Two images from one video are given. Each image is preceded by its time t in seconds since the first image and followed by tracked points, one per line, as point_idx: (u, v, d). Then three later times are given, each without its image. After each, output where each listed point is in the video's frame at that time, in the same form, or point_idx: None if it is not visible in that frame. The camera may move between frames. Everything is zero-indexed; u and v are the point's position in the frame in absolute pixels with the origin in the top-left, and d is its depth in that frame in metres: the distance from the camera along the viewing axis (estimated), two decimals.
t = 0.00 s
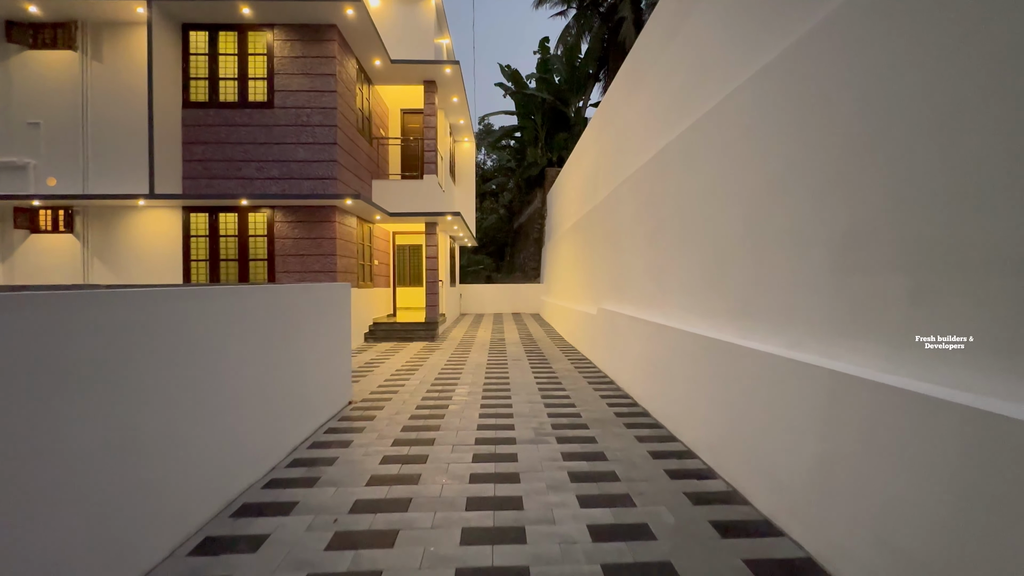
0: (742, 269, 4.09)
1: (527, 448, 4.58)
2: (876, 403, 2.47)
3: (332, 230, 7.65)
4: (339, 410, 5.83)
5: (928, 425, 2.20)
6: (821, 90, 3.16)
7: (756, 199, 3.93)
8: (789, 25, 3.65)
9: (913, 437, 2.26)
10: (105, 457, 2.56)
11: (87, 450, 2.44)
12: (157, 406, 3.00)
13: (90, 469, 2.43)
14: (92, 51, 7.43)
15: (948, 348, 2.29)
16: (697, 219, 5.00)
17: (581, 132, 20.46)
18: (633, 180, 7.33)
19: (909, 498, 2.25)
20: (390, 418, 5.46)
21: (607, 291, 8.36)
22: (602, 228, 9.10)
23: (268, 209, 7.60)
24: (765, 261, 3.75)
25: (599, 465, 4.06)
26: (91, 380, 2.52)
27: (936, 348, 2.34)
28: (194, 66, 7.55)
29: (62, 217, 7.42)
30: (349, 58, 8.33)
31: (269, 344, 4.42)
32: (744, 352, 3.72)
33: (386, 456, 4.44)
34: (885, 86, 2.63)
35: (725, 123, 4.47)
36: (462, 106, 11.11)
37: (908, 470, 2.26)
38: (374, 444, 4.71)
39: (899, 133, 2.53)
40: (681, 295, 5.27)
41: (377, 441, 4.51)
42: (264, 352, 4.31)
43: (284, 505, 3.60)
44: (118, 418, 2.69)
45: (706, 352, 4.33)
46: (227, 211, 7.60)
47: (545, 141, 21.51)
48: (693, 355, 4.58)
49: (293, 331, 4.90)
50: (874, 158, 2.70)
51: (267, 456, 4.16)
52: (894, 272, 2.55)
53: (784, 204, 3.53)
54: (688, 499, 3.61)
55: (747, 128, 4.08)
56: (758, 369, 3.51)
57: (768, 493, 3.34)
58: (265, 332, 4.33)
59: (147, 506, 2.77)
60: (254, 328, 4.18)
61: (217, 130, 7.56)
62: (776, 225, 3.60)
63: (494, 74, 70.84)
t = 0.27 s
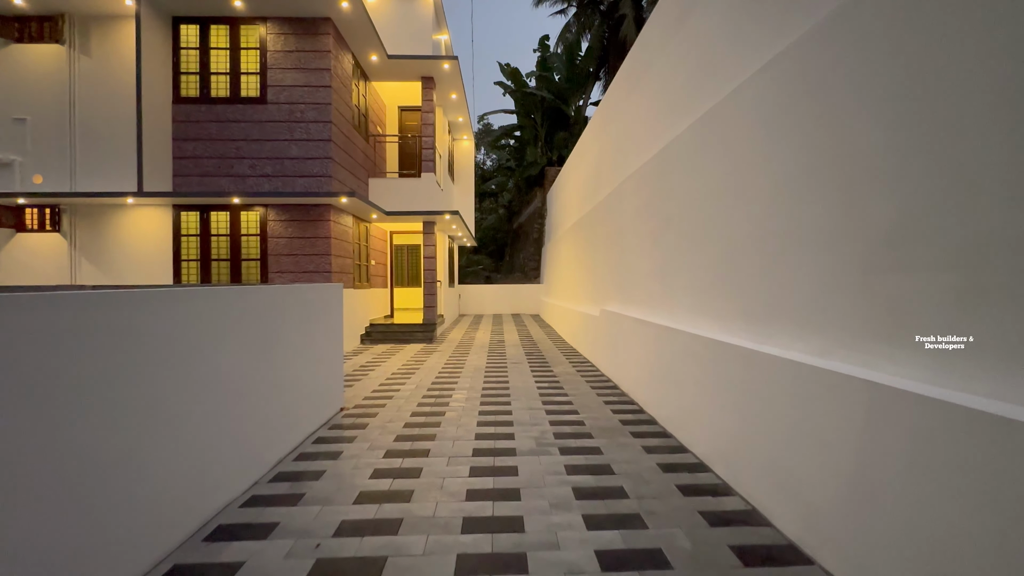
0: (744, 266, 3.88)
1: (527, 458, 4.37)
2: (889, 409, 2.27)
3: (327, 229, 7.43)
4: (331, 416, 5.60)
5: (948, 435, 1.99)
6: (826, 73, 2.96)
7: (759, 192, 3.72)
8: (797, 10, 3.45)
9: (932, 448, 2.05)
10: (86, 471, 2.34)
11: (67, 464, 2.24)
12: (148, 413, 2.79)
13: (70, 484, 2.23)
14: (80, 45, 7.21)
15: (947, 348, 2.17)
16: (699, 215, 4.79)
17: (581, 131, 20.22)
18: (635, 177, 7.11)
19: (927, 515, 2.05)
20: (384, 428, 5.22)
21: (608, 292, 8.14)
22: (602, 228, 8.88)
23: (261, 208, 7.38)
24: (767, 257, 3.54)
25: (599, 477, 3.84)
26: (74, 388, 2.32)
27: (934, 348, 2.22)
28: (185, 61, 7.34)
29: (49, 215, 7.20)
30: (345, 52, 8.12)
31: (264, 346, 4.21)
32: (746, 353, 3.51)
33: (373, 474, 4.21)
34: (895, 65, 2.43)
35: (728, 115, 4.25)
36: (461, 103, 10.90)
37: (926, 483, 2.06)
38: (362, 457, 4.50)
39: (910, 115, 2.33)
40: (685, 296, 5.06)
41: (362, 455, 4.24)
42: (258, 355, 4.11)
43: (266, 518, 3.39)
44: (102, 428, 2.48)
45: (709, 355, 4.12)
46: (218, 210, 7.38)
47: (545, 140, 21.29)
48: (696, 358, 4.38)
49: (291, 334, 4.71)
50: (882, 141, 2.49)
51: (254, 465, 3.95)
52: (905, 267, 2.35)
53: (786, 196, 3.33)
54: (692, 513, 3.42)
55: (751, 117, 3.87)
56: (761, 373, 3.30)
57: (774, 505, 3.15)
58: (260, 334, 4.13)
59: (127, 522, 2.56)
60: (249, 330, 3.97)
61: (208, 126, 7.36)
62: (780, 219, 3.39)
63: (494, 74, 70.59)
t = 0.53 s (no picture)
0: (761, 265, 3.62)
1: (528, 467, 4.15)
2: (940, 430, 2.04)
3: (321, 228, 7.20)
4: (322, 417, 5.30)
5: (1010, 456, 1.79)
6: (848, 57, 2.73)
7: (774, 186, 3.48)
8: None
9: (989, 470, 1.84)
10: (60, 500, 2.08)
11: (53, 478, 2.04)
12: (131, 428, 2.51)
13: (53, 501, 2.02)
14: (65, 37, 6.98)
15: (948, 348, 2.13)
16: (706, 211, 4.56)
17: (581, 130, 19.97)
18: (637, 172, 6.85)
19: (990, 546, 1.82)
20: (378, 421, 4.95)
21: (610, 293, 7.88)
22: (604, 226, 8.65)
23: (253, 205, 7.14)
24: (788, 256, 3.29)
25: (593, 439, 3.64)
26: (55, 398, 2.08)
27: (935, 348, 2.19)
28: (174, 54, 7.10)
29: (32, 213, 6.94)
30: (340, 46, 7.90)
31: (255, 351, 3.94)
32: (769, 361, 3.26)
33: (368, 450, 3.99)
34: (924, 47, 2.22)
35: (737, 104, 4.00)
36: (460, 99, 10.66)
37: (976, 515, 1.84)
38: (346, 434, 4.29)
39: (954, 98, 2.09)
40: (691, 297, 4.81)
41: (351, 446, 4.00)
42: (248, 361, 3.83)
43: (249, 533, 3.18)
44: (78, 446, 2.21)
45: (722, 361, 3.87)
46: (209, 208, 7.14)
47: (545, 138, 21.04)
48: (706, 362, 4.12)
49: (285, 331, 4.46)
50: (921, 128, 2.26)
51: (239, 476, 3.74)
52: (955, 266, 2.11)
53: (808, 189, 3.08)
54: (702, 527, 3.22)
55: (761, 107, 3.64)
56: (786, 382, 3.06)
57: (792, 520, 2.95)
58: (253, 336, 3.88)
59: (117, 541, 2.35)
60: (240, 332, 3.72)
61: (198, 121, 7.12)
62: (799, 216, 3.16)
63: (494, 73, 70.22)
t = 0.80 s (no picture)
0: (750, 259, 3.39)
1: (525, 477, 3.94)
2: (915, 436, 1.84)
3: (315, 227, 6.98)
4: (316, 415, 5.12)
5: (1005, 471, 1.55)
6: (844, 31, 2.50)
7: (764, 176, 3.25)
8: None
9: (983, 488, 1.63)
10: (37, 519, 1.88)
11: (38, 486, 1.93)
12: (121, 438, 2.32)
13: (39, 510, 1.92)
14: (51, 30, 6.74)
15: (948, 348, 1.86)
16: (701, 205, 4.34)
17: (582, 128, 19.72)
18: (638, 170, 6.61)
19: (977, 570, 1.61)
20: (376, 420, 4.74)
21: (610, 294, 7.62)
22: (605, 225, 8.43)
23: (244, 203, 6.93)
24: (774, 249, 3.06)
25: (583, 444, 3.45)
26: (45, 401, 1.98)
27: (934, 349, 1.92)
28: (163, 48, 6.88)
29: (16, 211, 6.72)
30: (335, 41, 7.68)
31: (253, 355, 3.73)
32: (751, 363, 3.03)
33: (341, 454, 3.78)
34: (923, 12, 2.00)
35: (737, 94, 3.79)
36: (458, 96, 10.44)
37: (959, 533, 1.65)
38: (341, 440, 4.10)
39: (945, 70, 1.88)
40: (686, 295, 4.57)
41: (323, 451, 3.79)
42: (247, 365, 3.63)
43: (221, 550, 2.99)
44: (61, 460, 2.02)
45: (709, 362, 3.62)
46: (199, 207, 6.93)
47: (545, 137, 20.81)
48: (695, 363, 3.88)
49: (284, 332, 4.24)
50: (912, 103, 2.03)
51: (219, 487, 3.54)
52: (943, 257, 1.88)
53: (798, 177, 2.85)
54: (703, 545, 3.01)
55: (759, 94, 3.43)
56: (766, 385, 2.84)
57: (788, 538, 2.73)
58: (250, 338, 3.68)
59: (105, 555, 2.20)
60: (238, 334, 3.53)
61: (188, 117, 6.91)
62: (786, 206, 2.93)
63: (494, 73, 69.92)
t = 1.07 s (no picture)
0: (754, 254, 3.16)
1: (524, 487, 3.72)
2: (933, 448, 1.62)
3: (309, 225, 6.76)
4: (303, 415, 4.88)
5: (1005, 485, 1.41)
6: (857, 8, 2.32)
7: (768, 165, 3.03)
8: None
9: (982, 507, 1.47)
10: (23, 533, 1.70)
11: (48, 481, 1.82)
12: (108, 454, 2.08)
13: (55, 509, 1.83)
14: (38, 22, 6.38)
15: (951, 349, 1.72)
16: (704, 199, 4.10)
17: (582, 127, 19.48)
18: (641, 166, 6.37)
19: None
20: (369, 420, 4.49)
21: (612, 294, 7.37)
22: (606, 224, 8.20)
23: (236, 201, 6.71)
24: (779, 243, 2.83)
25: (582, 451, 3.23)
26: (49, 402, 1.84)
27: (938, 350, 1.77)
28: (152, 40, 6.60)
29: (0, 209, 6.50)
30: (330, 34, 7.47)
31: (258, 361, 3.50)
32: (754, 365, 2.80)
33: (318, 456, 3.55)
34: None
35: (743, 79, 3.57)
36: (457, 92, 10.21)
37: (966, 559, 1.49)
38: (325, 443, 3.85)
39: (969, 39, 1.67)
40: (688, 293, 4.33)
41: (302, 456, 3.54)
42: (251, 371, 3.40)
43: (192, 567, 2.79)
44: (39, 479, 1.78)
45: (710, 364, 3.40)
46: (189, 204, 6.71)
47: (546, 136, 20.58)
48: (698, 365, 3.65)
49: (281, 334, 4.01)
50: (932, 75, 1.81)
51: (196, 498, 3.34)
52: (969, 246, 1.66)
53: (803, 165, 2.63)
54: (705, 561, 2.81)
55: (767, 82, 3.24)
56: (770, 390, 2.61)
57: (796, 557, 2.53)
58: (254, 344, 3.46)
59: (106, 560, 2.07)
60: (242, 339, 3.30)
61: (177, 112, 6.69)
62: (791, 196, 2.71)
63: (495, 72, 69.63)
